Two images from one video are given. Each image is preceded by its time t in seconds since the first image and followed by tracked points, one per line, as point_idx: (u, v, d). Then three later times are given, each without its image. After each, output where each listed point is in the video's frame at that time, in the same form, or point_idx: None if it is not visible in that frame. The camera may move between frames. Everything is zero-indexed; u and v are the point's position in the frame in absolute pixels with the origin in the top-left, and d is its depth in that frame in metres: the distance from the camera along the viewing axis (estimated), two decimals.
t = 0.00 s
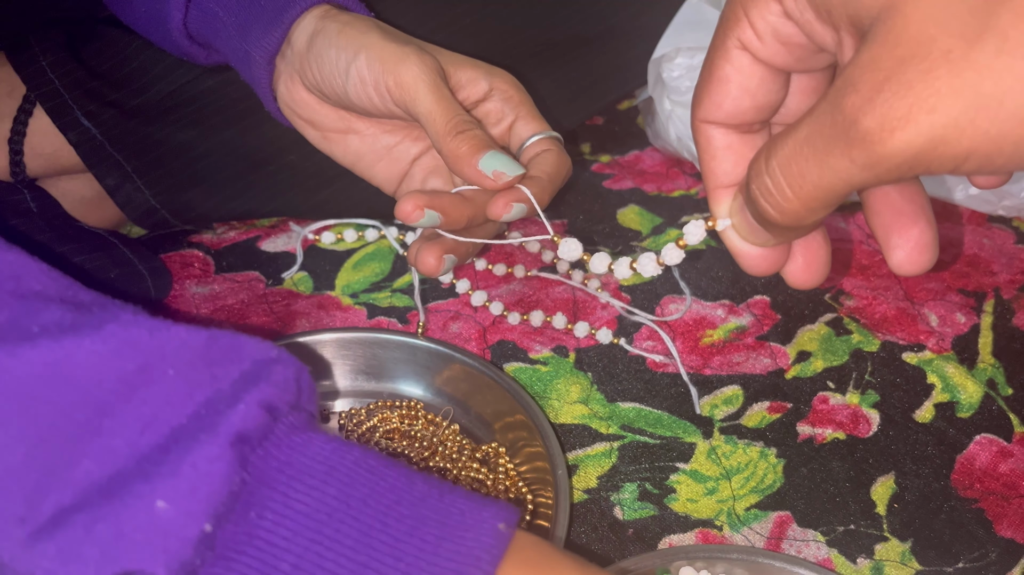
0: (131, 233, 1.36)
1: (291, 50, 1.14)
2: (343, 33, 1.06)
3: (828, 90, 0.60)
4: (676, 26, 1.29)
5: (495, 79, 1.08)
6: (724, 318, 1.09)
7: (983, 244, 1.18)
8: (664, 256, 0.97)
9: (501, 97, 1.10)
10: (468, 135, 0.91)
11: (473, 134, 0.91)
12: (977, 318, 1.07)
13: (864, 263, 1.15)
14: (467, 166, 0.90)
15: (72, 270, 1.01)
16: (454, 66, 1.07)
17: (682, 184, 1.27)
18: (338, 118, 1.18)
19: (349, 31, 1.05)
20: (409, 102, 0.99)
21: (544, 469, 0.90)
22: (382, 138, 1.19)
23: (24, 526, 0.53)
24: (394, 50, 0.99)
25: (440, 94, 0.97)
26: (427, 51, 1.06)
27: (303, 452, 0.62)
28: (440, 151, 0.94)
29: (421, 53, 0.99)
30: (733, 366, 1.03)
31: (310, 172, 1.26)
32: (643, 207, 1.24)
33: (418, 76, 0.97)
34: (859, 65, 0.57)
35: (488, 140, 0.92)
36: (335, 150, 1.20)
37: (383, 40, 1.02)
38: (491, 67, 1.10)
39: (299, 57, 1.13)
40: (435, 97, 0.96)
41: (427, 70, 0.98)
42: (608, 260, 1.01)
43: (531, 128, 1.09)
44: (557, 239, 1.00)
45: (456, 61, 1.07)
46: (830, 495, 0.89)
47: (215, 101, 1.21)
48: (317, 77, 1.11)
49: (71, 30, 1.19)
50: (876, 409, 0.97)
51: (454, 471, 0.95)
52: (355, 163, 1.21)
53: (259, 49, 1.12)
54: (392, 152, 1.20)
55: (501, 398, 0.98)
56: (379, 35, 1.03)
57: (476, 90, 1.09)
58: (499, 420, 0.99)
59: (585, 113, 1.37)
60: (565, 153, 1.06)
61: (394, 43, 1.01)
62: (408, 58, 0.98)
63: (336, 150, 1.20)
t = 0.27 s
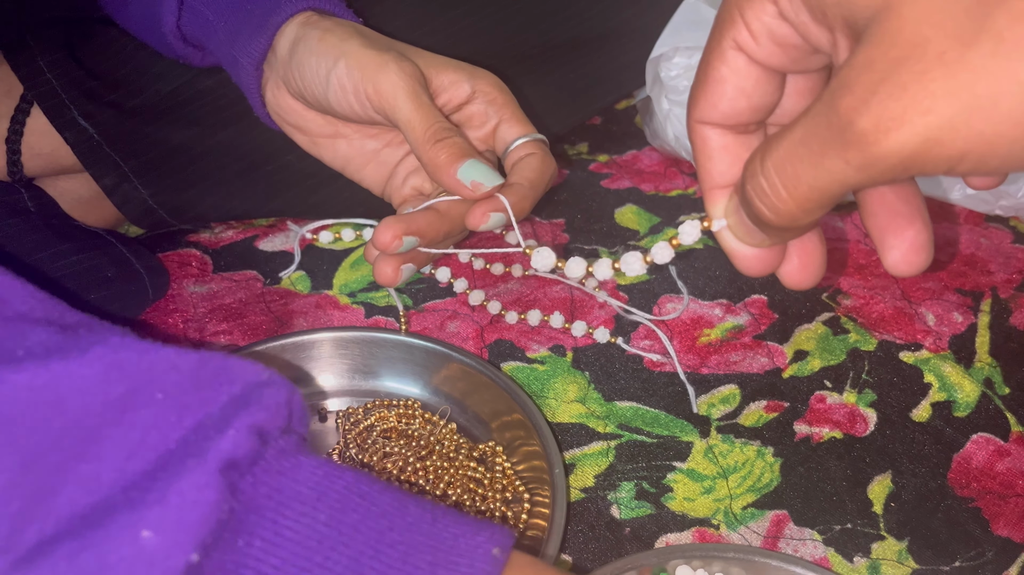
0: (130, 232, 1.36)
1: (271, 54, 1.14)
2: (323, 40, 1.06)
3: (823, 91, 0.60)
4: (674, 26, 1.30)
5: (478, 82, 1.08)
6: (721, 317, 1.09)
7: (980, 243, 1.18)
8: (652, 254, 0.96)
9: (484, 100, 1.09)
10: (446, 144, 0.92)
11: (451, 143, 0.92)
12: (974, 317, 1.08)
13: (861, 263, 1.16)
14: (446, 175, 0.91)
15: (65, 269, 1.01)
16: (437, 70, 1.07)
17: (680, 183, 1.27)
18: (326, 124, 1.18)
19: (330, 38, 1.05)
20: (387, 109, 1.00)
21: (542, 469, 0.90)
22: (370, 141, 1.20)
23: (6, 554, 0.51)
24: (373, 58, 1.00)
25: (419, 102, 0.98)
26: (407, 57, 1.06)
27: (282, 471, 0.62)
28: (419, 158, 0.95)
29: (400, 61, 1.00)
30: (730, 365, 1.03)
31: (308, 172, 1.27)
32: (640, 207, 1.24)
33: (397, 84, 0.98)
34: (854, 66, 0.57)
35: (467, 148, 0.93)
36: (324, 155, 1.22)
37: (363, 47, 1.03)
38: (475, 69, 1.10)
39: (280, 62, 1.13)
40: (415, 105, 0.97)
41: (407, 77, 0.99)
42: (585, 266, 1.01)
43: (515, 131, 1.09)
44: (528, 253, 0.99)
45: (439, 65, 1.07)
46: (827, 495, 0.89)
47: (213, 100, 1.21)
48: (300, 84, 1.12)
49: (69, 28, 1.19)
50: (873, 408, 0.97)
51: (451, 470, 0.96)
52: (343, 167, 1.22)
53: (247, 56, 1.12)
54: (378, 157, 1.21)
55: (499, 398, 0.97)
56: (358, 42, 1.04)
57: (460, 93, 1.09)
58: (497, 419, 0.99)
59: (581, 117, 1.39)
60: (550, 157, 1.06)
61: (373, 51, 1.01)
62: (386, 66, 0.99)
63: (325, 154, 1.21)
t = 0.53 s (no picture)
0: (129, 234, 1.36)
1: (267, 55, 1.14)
2: (317, 42, 1.06)
3: (817, 91, 0.60)
4: (673, 25, 1.30)
5: (472, 76, 1.08)
6: (720, 317, 1.10)
7: (979, 243, 1.18)
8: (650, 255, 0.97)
9: (478, 92, 1.10)
10: (440, 140, 0.93)
11: (445, 140, 0.93)
12: (973, 317, 1.08)
13: (860, 262, 1.16)
14: (440, 170, 0.92)
15: (68, 269, 1.01)
16: (430, 65, 1.07)
17: (678, 183, 1.28)
18: (324, 124, 1.19)
19: (323, 41, 1.06)
20: (381, 107, 1.01)
21: (540, 468, 0.90)
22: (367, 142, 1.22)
23: None
24: (365, 58, 1.01)
25: (412, 99, 0.98)
26: (399, 53, 1.06)
27: (85, 398, 0.60)
28: (414, 155, 0.96)
29: (392, 60, 1.00)
30: (728, 366, 1.03)
31: (306, 172, 1.26)
32: (639, 207, 1.24)
33: (390, 83, 0.99)
34: (848, 65, 0.57)
35: (461, 143, 0.94)
36: (323, 155, 1.23)
37: (355, 47, 1.03)
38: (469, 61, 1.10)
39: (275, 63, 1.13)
40: (407, 103, 0.98)
41: (398, 75, 0.99)
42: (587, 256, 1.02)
43: (511, 119, 1.09)
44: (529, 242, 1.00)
45: (431, 60, 1.07)
46: (825, 494, 0.89)
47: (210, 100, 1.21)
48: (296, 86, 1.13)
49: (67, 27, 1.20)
50: (871, 408, 0.98)
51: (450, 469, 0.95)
52: (343, 167, 1.24)
53: (244, 58, 1.12)
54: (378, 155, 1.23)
55: (498, 398, 0.98)
56: (350, 41, 1.04)
57: (453, 87, 1.09)
58: (496, 419, 0.99)
59: (581, 113, 1.38)
60: (546, 143, 1.06)
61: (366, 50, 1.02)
62: (379, 64, 1.00)
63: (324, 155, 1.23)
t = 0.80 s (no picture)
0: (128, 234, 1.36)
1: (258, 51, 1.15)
2: (302, 37, 1.07)
3: (809, 100, 0.60)
4: (671, 25, 1.30)
5: (460, 59, 1.05)
6: (719, 317, 1.09)
7: (978, 243, 1.18)
8: (641, 260, 0.97)
9: (468, 76, 1.06)
10: (430, 124, 0.89)
11: (434, 122, 0.89)
12: (972, 317, 1.08)
13: (859, 262, 1.15)
14: (432, 156, 0.88)
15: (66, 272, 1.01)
16: (418, 53, 1.05)
17: (677, 183, 1.27)
18: (319, 119, 1.19)
19: (307, 35, 1.06)
20: (370, 99, 0.98)
21: (539, 469, 0.90)
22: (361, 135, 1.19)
23: None
24: (350, 50, 0.99)
25: (398, 86, 0.95)
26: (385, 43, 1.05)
27: None
28: (404, 144, 0.92)
29: (376, 48, 0.98)
30: (728, 366, 1.03)
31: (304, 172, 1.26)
32: (638, 207, 1.24)
33: (376, 71, 0.96)
34: (840, 75, 0.57)
35: (451, 126, 0.90)
36: (321, 150, 1.22)
37: (340, 40, 1.02)
38: (458, 47, 1.07)
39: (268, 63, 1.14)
40: (395, 91, 0.95)
41: (383, 63, 0.97)
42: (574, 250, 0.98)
43: (500, 98, 1.04)
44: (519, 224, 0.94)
45: (419, 48, 1.06)
46: (825, 494, 0.89)
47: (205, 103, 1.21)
48: (287, 83, 1.13)
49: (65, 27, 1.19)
50: (871, 408, 0.97)
51: (449, 470, 0.96)
52: (342, 161, 1.22)
53: (237, 55, 1.14)
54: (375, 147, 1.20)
55: (496, 399, 0.97)
56: (336, 35, 1.03)
57: (442, 72, 1.06)
58: (495, 419, 0.98)
59: (580, 111, 1.36)
60: (536, 123, 1.01)
61: (350, 42, 1.01)
62: (364, 54, 0.98)
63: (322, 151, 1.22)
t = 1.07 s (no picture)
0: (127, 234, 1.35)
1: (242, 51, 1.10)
2: (280, 33, 1.04)
3: (813, 91, 0.60)
4: (672, 23, 1.30)
5: (436, 54, 1.04)
6: (720, 316, 1.09)
7: (980, 242, 1.17)
8: (633, 239, 0.96)
9: (444, 71, 1.05)
10: (402, 119, 0.87)
11: (407, 117, 0.87)
12: (975, 316, 1.07)
13: (861, 261, 1.15)
14: (404, 151, 0.86)
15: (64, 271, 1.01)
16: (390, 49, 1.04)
17: (679, 182, 1.27)
18: (303, 115, 1.13)
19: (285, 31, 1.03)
20: (344, 94, 0.96)
21: (540, 468, 0.90)
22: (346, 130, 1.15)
23: None
24: (325, 44, 0.98)
25: (372, 81, 0.93)
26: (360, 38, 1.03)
27: (27, 172, 0.72)
28: (377, 139, 0.89)
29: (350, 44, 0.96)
30: (729, 365, 1.03)
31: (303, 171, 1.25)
32: (639, 206, 1.24)
33: (350, 66, 0.95)
34: (843, 66, 0.57)
35: (423, 121, 0.88)
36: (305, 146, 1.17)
37: (316, 35, 1.00)
38: (434, 41, 1.06)
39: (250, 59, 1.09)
40: (367, 85, 0.93)
41: (357, 58, 0.95)
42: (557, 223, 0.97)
43: (476, 92, 1.03)
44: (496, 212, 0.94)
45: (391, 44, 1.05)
46: (827, 494, 0.89)
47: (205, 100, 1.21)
48: (267, 81, 1.09)
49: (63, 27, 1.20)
50: (873, 407, 0.97)
51: (449, 469, 0.95)
52: (326, 157, 1.17)
53: (221, 53, 1.09)
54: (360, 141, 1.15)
55: (497, 398, 0.97)
56: (312, 30, 1.02)
57: (418, 67, 1.05)
58: (496, 418, 0.98)
59: (581, 109, 1.36)
60: (510, 119, 1.01)
61: (326, 37, 0.99)
62: (339, 49, 0.96)
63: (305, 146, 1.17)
